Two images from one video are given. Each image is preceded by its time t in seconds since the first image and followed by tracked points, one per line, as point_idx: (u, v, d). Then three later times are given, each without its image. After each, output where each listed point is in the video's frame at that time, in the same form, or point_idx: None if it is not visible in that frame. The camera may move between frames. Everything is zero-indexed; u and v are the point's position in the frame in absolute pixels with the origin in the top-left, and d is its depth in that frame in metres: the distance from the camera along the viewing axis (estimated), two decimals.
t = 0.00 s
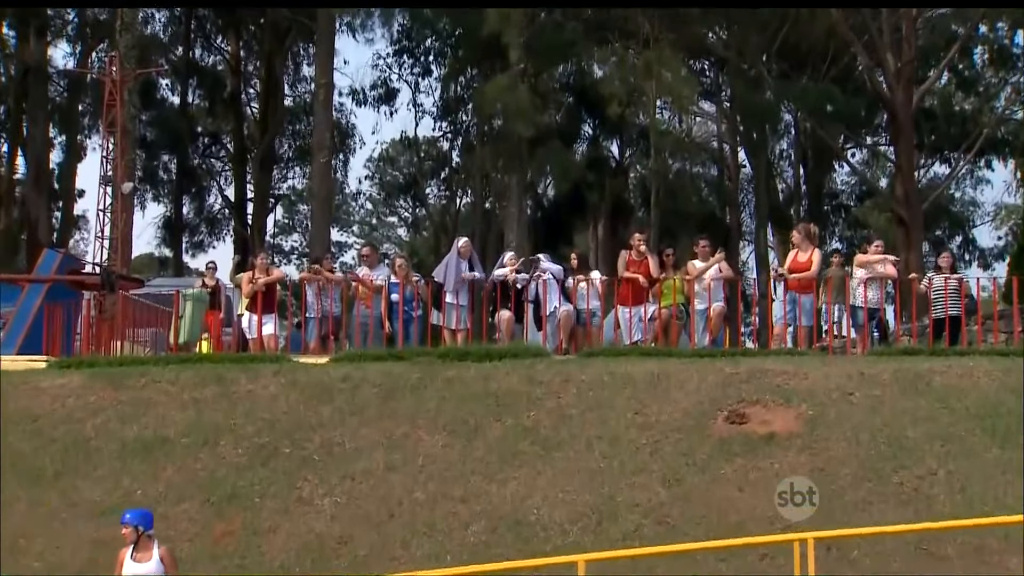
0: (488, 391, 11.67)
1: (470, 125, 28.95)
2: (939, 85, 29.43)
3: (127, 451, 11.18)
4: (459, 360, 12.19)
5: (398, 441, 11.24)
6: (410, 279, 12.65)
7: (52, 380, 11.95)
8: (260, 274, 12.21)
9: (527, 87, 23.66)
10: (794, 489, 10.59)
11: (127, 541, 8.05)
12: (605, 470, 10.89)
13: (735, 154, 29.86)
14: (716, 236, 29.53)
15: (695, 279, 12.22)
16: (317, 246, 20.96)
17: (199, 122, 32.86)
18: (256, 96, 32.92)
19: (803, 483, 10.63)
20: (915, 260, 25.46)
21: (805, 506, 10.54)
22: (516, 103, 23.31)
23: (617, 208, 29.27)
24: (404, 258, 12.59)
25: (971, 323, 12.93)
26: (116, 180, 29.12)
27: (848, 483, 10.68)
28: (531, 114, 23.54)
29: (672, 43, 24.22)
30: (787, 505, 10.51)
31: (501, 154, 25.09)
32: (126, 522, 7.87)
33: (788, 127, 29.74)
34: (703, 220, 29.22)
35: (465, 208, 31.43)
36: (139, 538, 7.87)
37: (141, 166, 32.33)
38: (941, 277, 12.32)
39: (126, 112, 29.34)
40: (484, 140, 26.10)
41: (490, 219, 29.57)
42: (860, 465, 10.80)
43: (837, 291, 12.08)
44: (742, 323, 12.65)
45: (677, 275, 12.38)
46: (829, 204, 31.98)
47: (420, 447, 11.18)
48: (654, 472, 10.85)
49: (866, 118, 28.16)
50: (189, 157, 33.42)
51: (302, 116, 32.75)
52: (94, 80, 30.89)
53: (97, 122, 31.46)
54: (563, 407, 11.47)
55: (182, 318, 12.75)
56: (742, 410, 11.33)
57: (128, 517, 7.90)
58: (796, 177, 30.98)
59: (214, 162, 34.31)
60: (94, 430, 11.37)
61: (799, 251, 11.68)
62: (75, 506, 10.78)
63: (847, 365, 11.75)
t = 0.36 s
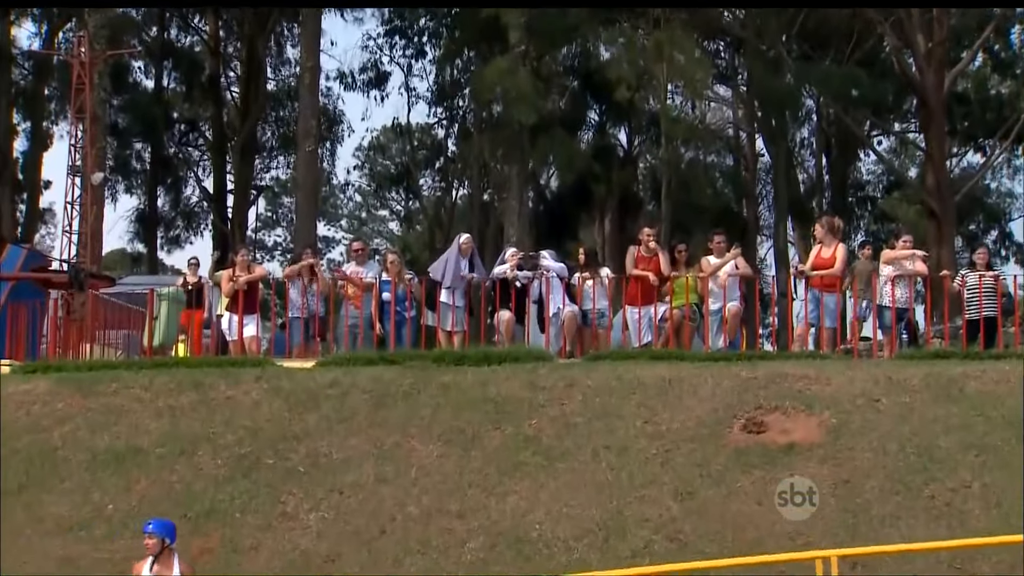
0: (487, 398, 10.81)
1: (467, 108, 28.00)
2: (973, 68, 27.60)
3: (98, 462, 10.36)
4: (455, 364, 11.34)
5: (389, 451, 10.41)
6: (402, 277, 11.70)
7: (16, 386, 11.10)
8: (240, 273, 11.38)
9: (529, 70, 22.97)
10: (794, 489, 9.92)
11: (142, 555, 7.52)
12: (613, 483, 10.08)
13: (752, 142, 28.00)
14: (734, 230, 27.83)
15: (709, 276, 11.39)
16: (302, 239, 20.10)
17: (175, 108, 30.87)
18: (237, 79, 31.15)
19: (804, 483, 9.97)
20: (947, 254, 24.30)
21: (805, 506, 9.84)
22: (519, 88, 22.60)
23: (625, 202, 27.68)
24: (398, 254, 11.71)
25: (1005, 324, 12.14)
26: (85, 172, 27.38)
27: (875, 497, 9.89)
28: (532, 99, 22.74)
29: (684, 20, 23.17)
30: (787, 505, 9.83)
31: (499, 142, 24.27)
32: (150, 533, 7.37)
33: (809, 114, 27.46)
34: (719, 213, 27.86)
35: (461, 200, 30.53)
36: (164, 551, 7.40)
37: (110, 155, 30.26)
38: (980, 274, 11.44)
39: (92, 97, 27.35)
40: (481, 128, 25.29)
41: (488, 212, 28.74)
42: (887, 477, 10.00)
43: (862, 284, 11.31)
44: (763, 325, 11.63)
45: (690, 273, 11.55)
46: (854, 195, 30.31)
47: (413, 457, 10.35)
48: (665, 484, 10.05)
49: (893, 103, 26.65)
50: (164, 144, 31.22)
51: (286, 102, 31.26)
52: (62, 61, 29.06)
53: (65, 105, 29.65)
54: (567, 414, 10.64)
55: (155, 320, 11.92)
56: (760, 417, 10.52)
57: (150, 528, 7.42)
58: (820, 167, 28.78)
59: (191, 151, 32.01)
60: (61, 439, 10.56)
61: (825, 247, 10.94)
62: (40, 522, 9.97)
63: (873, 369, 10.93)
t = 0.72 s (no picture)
0: (485, 406, 9.96)
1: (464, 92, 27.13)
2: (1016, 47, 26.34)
3: (61, 477, 9.50)
4: (451, 369, 10.47)
5: (379, 464, 9.55)
6: (393, 273, 10.92)
7: None
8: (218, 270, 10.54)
9: (530, 50, 22.32)
10: (793, 489, 9.22)
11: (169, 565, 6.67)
12: (623, 499, 9.23)
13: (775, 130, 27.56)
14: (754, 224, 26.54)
15: (727, 274, 10.52)
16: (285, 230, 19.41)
17: (145, 91, 31.08)
18: (212, 61, 31.13)
19: (802, 484, 9.27)
20: (986, 252, 23.48)
21: (805, 506, 9.16)
22: (521, 69, 21.96)
23: (637, 192, 27.03)
24: (389, 252, 10.99)
25: None
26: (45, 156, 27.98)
27: (908, 514, 9.07)
28: (534, 81, 22.07)
29: None
30: (785, 505, 9.14)
31: (499, 128, 23.43)
32: (184, 546, 6.56)
33: (836, 98, 27.11)
34: (738, 204, 26.64)
35: (457, 190, 29.77)
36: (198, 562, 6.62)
37: (75, 143, 30.41)
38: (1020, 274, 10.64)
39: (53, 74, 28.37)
40: (479, 113, 24.55)
41: (486, 205, 27.82)
42: (921, 493, 9.17)
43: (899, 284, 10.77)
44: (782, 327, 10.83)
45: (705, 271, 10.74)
46: (885, 185, 29.58)
47: (404, 471, 9.50)
48: (680, 499, 9.21)
49: (926, 85, 25.53)
50: (133, 129, 31.15)
51: (269, 83, 31.17)
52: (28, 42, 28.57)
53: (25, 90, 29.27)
54: (572, 423, 9.79)
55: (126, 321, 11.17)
56: (782, 428, 9.67)
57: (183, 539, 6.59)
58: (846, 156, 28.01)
59: (161, 137, 32.00)
60: (21, 452, 9.70)
61: (856, 244, 10.14)
62: None
63: (905, 376, 10.07)
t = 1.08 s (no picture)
0: (483, 414, 9.16)
1: (460, 73, 26.32)
2: None
3: (20, 492, 8.70)
4: (446, 375, 9.72)
5: (367, 478, 8.74)
6: (384, 270, 10.20)
7: None
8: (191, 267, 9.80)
9: (532, 28, 21.84)
10: (793, 489, 8.50)
11: None
12: (634, 515, 8.42)
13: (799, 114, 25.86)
14: (776, 216, 24.84)
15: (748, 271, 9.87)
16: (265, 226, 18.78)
17: (114, 73, 28.20)
18: (187, 39, 28.63)
19: (804, 483, 8.55)
20: None
21: (805, 507, 8.43)
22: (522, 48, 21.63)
23: (648, 181, 24.75)
24: (380, 245, 10.22)
25: None
26: None
27: (946, 533, 8.26)
28: (536, 61, 21.78)
29: None
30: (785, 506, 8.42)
31: (499, 113, 23.40)
32: (220, 560, 6.56)
33: (867, 79, 25.24)
34: (759, 193, 24.88)
35: (453, 179, 28.13)
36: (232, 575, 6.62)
37: (34, 124, 27.21)
38: None
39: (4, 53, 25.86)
40: (479, 95, 24.48)
41: (485, 194, 26.71)
42: (960, 510, 8.37)
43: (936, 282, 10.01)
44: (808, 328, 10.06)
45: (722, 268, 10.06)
46: (920, 174, 27.43)
47: (396, 486, 8.68)
48: (697, 516, 8.41)
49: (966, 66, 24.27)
50: (100, 113, 28.24)
51: (251, 63, 28.97)
52: None
53: None
54: (578, 433, 8.99)
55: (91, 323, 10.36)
56: (807, 439, 8.86)
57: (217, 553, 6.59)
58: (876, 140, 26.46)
59: (131, 121, 29.17)
60: None
61: (887, 238, 9.42)
62: None
63: (941, 383, 9.27)
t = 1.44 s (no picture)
0: (480, 423, 8.41)
1: (455, 51, 25.20)
2: None
3: None
4: (440, 381, 8.99)
5: (353, 492, 7.98)
6: (374, 266, 9.48)
7: None
8: (161, 262, 9.10)
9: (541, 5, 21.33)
10: (793, 488, 7.84)
11: None
12: (646, 533, 7.66)
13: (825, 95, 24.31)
14: (801, 206, 23.07)
15: (769, 266, 9.14)
16: (244, 216, 17.58)
17: (78, 50, 25.58)
18: (155, 13, 26.13)
19: (805, 482, 7.89)
20: None
21: (805, 506, 7.75)
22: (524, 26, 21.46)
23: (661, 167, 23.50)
24: (370, 239, 9.53)
25: None
26: None
27: (987, 553, 7.50)
28: (538, 38, 21.35)
29: None
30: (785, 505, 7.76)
31: (500, 94, 22.92)
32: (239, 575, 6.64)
33: (900, 57, 24.01)
34: (782, 181, 23.26)
35: (447, 166, 26.49)
36: None
37: None
38: None
39: None
40: (475, 75, 24.01)
41: (482, 183, 25.08)
42: (1003, 528, 7.61)
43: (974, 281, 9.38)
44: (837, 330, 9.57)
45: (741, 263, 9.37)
46: (957, 160, 25.21)
47: (385, 502, 7.92)
48: (715, 534, 7.65)
49: (1008, 44, 22.66)
50: (61, 95, 25.49)
51: (226, 39, 26.17)
52: None
53: None
54: (583, 444, 8.24)
55: (49, 324, 9.64)
56: (834, 449, 8.12)
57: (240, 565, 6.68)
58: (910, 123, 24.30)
59: (95, 103, 26.92)
60: None
61: (922, 232, 8.91)
62: None
63: (981, 389, 8.54)
